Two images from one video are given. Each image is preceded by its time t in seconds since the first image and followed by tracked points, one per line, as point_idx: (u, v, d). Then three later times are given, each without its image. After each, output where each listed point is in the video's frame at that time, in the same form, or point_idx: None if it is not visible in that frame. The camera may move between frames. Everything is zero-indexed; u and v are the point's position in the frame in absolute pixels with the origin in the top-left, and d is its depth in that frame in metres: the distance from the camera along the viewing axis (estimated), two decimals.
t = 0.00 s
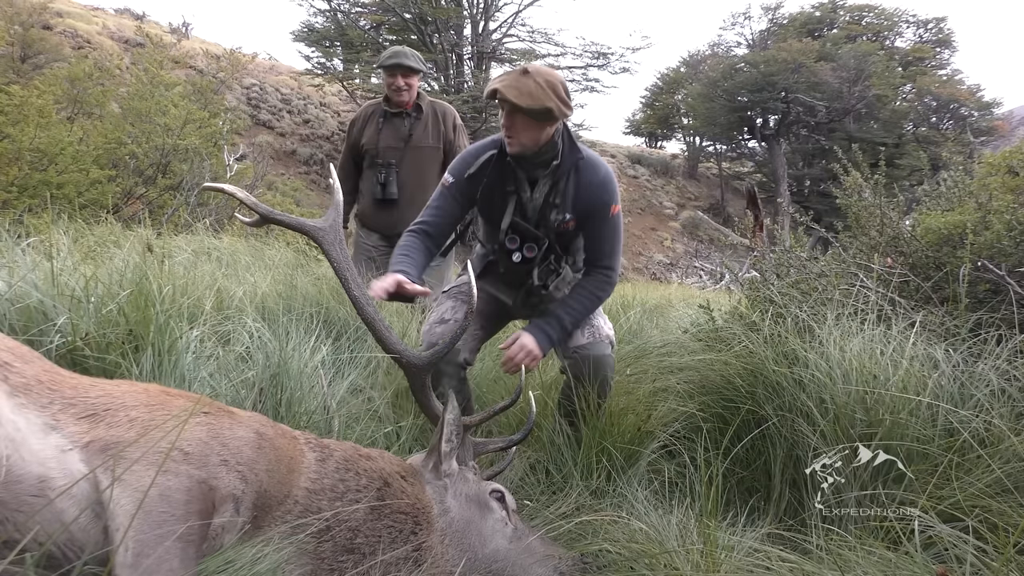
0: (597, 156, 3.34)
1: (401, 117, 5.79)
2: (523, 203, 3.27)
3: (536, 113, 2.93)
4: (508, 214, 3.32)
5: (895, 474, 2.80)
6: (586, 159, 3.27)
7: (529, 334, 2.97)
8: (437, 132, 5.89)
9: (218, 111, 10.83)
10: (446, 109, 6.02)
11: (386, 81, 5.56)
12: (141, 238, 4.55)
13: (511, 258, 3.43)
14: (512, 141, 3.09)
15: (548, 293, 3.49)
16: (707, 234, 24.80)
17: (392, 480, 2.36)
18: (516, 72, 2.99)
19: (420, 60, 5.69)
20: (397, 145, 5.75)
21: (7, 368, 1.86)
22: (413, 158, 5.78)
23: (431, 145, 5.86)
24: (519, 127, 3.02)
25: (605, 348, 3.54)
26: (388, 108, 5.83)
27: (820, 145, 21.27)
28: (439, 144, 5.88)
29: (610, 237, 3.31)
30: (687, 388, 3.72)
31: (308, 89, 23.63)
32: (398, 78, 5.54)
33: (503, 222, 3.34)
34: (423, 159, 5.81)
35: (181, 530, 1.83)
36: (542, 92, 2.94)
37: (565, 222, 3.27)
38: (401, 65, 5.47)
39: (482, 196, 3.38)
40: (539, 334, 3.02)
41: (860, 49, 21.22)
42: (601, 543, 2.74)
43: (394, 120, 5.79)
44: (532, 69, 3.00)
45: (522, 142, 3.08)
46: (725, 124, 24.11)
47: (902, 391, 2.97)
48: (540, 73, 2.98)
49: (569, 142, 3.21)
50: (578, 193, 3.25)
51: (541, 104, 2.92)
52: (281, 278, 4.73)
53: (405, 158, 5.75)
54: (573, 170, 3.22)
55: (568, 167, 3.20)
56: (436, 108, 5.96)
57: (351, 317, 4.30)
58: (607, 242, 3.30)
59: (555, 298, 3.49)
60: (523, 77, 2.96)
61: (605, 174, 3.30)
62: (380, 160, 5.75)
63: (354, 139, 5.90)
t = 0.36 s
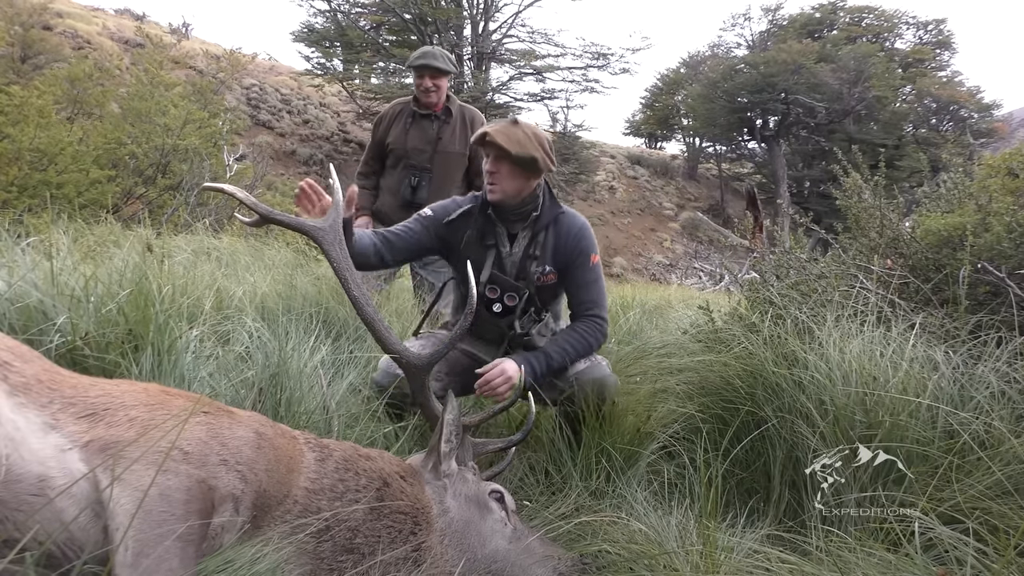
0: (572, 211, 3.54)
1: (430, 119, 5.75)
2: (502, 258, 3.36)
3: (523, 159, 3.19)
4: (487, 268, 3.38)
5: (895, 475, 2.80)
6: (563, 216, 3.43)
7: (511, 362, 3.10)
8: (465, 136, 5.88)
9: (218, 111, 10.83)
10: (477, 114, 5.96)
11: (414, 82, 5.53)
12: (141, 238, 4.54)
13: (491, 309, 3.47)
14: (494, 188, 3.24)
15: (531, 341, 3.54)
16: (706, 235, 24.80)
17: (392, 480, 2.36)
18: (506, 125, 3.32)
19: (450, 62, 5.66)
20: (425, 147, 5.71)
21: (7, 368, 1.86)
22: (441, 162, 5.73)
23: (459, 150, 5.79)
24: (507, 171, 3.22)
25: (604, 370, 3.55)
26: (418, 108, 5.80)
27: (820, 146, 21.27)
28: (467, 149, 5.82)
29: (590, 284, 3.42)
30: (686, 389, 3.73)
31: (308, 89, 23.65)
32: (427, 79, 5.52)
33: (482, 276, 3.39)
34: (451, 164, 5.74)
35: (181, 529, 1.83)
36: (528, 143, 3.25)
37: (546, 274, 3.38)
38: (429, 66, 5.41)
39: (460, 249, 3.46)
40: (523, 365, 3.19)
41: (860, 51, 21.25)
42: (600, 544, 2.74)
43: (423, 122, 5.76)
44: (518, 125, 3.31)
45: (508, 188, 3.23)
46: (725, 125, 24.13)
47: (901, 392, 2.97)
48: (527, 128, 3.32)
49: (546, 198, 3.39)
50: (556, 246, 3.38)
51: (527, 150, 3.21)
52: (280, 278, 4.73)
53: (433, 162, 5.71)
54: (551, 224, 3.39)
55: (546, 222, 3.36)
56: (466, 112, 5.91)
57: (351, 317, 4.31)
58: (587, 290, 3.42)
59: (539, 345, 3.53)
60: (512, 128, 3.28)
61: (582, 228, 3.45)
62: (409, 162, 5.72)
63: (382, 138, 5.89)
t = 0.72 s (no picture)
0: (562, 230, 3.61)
1: (425, 121, 5.73)
2: (497, 278, 3.40)
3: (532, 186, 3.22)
4: (481, 287, 3.40)
5: (888, 475, 2.82)
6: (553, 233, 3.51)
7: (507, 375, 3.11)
8: (460, 138, 5.84)
9: (211, 112, 10.79)
10: (470, 114, 5.95)
11: (405, 83, 5.50)
12: (134, 239, 4.53)
13: (486, 329, 3.44)
14: (502, 216, 3.28)
15: (527, 357, 3.43)
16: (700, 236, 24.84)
17: (386, 481, 2.36)
18: (504, 148, 3.26)
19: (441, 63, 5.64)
20: (421, 150, 5.71)
21: None
22: (437, 164, 5.72)
23: (454, 151, 5.79)
24: (517, 199, 3.24)
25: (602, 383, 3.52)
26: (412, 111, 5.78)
27: (813, 146, 21.34)
28: (463, 151, 5.83)
29: (584, 299, 3.47)
30: (681, 390, 3.76)
31: (302, 90, 23.62)
32: (417, 80, 5.49)
33: (475, 295, 3.38)
34: (448, 165, 5.74)
35: (173, 532, 1.82)
36: (532, 166, 3.25)
37: (540, 290, 3.42)
38: (419, 68, 5.39)
39: (455, 271, 3.48)
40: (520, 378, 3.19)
41: (852, 52, 21.36)
42: (595, 545, 2.74)
43: (417, 125, 5.74)
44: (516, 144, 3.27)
45: (514, 214, 3.28)
46: (718, 125, 24.21)
47: (894, 392, 2.98)
48: (523, 148, 3.28)
49: (538, 217, 3.44)
50: (548, 262, 3.44)
51: (535, 176, 3.23)
52: (273, 279, 4.72)
53: (430, 164, 5.70)
54: (543, 242, 3.44)
55: (538, 240, 3.41)
56: (460, 113, 5.89)
57: (344, 319, 4.31)
58: (581, 304, 3.46)
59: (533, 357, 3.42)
60: (512, 151, 3.22)
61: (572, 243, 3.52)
62: (406, 165, 5.70)
63: (376, 142, 5.85)
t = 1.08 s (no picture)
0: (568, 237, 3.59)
1: (394, 125, 5.62)
2: (498, 285, 3.41)
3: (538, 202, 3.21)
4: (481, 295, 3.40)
5: (887, 475, 2.82)
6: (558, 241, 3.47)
7: (497, 381, 3.09)
8: (433, 136, 5.73)
9: (209, 112, 10.79)
10: (439, 108, 5.81)
11: (369, 91, 5.37)
12: (132, 239, 4.52)
13: (485, 337, 3.44)
14: (508, 230, 3.27)
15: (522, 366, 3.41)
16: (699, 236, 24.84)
17: (384, 482, 2.36)
18: (506, 165, 3.20)
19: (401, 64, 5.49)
20: (396, 155, 5.62)
21: None
22: (415, 167, 5.67)
23: (430, 151, 5.71)
24: (523, 215, 3.22)
25: (602, 395, 3.46)
26: (379, 116, 5.64)
27: (811, 147, 21.37)
28: (438, 149, 5.75)
29: (585, 307, 3.43)
30: (680, 391, 3.77)
31: (300, 90, 23.62)
32: (381, 87, 5.35)
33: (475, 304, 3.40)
34: (425, 166, 5.68)
35: (171, 532, 1.82)
36: (537, 181, 3.24)
37: (540, 298, 3.40)
38: (381, 74, 5.31)
39: (457, 278, 3.51)
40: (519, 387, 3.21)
41: (850, 53, 21.38)
42: (592, 545, 2.75)
43: (388, 130, 5.61)
44: (518, 157, 3.21)
45: (518, 228, 3.26)
46: (717, 126, 24.22)
47: (892, 393, 2.98)
48: (525, 161, 3.24)
49: (541, 225, 3.42)
50: (551, 271, 3.42)
51: (541, 191, 3.23)
52: (270, 279, 4.71)
53: (408, 168, 5.64)
54: (546, 250, 3.42)
55: (541, 248, 3.39)
56: (428, 109, 5.75)
57: (343, 319, 4.31)
58: (583, 312, 3.43)
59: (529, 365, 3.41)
60: (516, 169, 3.18)
61: (576, 251, 3.49)
62: (384, 173, 5.63)
63: (349, 153, 5.73)
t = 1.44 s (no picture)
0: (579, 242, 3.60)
1: (360, 135, 5.46)
2: (508, 294, 3.44)
3: (540, 204, 3.21)
4: (490, 304, 3.47)
5: (887, 476, 2.82)
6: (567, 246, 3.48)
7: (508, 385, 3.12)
8: (401, 142, 5.53)
9: (209, 113, 10.79)
10: (407, 111, 5.59)
11: (333, 104, 5.19)
12: (132, 240, 4.52)
13: (494, 346, 3.54)
14: (511, 235, 3.27)
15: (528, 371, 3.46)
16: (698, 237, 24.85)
17: (384, 483, 2.36)
18: (508, 166, 3.25)
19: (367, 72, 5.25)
20: (363, 166, 5.48)
21: None
22: (384, 175, 5.51)
23: (399, 158, 5.53)
24: (525, 218, 3.23)
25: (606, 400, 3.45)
26: (346, 126, 5.47)
27: (811, 148, 21.37)
28: (406, 155, 5.54)
29: (595, 311, 3.42)
30: (680, 391, 3.77)
31: (300, 91, 23.63)
32: (344, 99, 5.16)
33: (485, 313, 3.48)
34: (395, 175, 5.51)
35: (171, 533, 1.82)
36: (539, 183, 3.25)
37: (550, 305, 3.42)
38: (344, 86, 5.09)
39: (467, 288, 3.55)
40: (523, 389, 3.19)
41: (850, 53, 21.40)
42: (592, 546, 2.75)
43: (354, 140, 5.46)
44: (521, 160, 3.28)
45: (521, 233, 3.27)
46: (716, 127, 24.24)
47: (892, 393, 2.98)
48: (529, 165, 3.28)
49: (551, 232, 3.43)
50: (559, 277, 3.43)
51: (543, 193, 3.23)
52: (270, 280, 4.72)
53: (375, 178, 5.49)
54: (556, 256, 3.43)
55: (550, 255, 3.41)
56: (395, 113, 5.54)
57: (342, 320, 4.31)
58: (592, 317, 3.41)
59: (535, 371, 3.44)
60: (517, 170, 3.23)
61: (585, 256, 3.48)
62: (349, 186, 5.49)
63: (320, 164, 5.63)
